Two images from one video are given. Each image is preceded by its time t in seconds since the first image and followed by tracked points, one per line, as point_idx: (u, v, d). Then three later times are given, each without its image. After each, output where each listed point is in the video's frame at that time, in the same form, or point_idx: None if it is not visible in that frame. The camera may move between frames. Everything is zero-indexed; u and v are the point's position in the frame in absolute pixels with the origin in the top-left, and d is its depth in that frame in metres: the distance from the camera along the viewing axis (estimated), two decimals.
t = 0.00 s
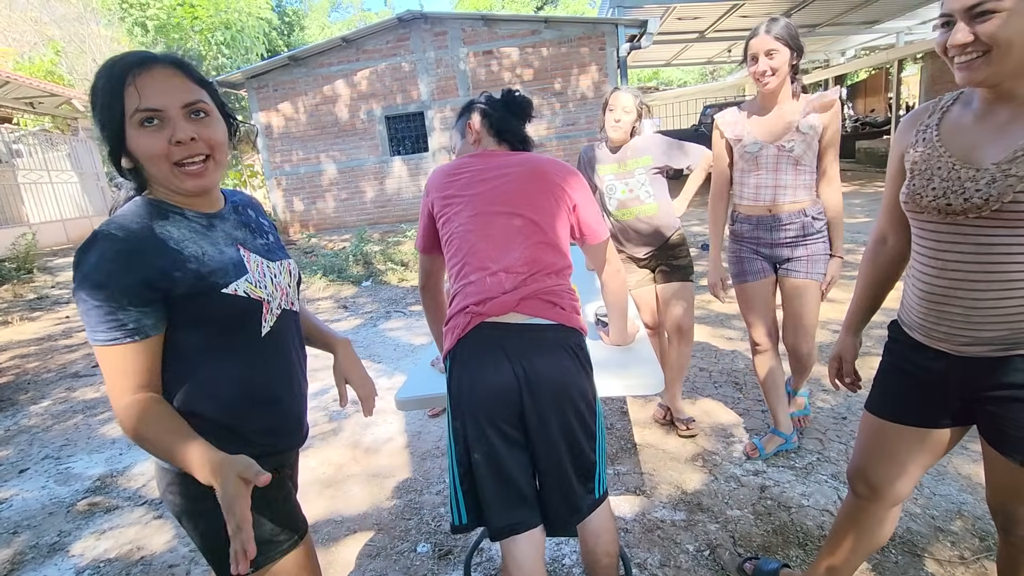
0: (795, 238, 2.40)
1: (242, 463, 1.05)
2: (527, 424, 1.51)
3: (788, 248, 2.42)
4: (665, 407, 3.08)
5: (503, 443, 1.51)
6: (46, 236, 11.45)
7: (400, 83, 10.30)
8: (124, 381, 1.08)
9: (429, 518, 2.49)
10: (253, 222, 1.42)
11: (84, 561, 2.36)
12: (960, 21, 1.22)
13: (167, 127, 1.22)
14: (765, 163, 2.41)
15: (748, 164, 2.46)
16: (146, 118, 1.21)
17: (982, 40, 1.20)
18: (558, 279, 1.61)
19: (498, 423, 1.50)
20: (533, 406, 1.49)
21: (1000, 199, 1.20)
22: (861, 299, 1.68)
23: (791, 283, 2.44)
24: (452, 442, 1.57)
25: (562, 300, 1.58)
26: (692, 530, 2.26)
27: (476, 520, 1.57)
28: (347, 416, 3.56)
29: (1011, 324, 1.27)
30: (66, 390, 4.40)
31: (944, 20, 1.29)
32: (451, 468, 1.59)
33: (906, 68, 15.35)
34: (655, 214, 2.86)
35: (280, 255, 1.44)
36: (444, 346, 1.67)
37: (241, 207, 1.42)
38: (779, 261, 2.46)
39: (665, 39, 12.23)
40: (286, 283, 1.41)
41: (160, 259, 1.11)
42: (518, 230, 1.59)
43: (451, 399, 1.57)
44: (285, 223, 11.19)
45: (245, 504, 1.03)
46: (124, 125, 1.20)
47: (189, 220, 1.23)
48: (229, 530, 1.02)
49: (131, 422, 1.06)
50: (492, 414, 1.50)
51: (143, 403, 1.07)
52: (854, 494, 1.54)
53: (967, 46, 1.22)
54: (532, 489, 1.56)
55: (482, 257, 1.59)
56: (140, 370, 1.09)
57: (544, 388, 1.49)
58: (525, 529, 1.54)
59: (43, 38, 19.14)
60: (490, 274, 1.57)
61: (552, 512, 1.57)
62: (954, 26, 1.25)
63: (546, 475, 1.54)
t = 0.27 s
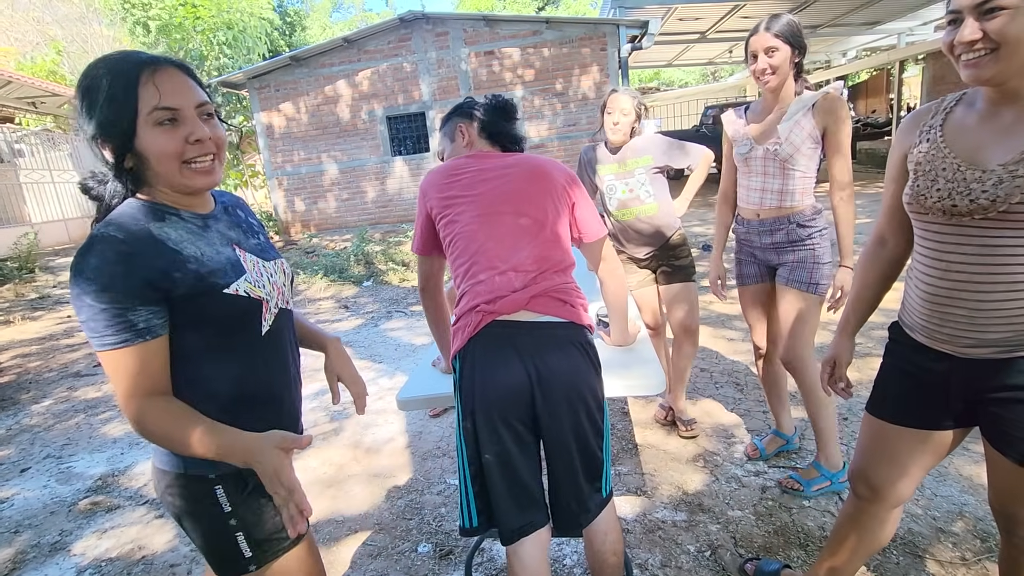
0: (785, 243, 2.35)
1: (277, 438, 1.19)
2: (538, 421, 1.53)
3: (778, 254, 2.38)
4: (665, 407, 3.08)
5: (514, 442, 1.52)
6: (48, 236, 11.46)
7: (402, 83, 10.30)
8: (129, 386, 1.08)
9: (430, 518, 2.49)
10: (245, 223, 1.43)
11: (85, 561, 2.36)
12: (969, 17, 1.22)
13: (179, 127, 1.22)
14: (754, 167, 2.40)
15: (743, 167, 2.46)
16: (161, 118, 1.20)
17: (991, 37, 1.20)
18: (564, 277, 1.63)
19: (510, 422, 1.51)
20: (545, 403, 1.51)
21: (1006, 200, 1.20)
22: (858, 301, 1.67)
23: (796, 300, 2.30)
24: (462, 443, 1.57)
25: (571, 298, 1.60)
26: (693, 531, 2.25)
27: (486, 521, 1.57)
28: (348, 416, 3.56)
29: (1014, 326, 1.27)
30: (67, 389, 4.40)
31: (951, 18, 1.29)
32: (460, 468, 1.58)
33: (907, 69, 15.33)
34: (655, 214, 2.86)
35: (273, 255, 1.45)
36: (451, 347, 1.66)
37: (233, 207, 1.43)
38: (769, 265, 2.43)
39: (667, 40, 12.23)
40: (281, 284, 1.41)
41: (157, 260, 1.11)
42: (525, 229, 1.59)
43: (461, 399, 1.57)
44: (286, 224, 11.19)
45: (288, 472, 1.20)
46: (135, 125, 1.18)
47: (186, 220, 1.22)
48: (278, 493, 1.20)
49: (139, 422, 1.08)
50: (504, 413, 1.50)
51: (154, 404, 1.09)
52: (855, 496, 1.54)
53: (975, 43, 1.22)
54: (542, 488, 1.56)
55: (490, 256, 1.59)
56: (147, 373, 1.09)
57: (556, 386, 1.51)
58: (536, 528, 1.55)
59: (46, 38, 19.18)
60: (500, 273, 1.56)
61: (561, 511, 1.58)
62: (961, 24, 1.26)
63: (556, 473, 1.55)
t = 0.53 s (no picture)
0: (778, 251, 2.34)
1: (241, 452, 1.00)
2: (541, 421, 1.53)
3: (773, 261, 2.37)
4: (665, 407, 3.08)
5: (516, 442, 1.52)
6: (49, 236, 11.48)
7: (402, 83, 10.31)
8: (141, 391, 1.06)
9: (430, 518, 2.49)
10: (244, 223, 1.44)
11: (86, 560, 2.36)
12: (970, 18, 1.22)
13: (203, 127, 1.24)
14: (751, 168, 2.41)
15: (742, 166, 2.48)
16: (189, 117, 1.21)
17: (992, 37, 1.20)
18: (568, 276, 1.64)
19: (512, 421, 1.51)
20: (548, 403, 1.51)
21: (1012, 201, 1.20)
22: (856, 302, 1.67)
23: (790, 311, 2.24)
24: (463, 442, 1.57)
25: (575, 297, 1.61)
26: (693, 531, 2.25)
27: (487, 521, 1.57)
28: (348, 416, 3.56)
29: (1018, 327, 1.28)
30: (68, 389, 4.41)
31: (951, 19, 1.29)
32: (462, 467, 1.59)
33: (908, 70, 15.32)
34: (656, 215, 2.87)
35: (273, 255, 1.46)
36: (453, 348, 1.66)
37: (232, 208, 1.44)
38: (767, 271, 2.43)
39: (667, 40, 12.23)
40: (282, 287, 1.42)
41: (170, 263, 1.10)
42: (528, 228, 1.60)
43: (463, 398, 1.57)
44: (286, 224, 11.19)
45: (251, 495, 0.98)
46: (163, 124, 1.17)
47: (191, 222, 1.22)
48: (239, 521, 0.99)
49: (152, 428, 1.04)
50: (507, 413, 1.50)
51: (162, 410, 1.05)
52: (856, 497, 1.54)
53: (976, 44, 1.22)
54: (543, 488, 1.57)
55: (495, 255, 1.59)
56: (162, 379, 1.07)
57: (559, 386, 1.51)
58: (536, 527, 1.55)
59: (47, 38, 19.21)
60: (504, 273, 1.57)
61: (562, 511, 1.58)
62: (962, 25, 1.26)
63: (558, 473, 1.56)
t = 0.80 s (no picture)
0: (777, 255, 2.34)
1: (227, 477, 0.97)
2: (544, 420, 1.54)
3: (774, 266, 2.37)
4: (666, 407, 3.08)
5: (519, 441, 1.52)
6: (50, 235, 11.50)
7: (403, 83, 10.31)
8: (135, 397, 1.05)
9: (431, 517, 2.49)
10: (247, 227, 1.44)
11: (87, 559, 2.37)
12: (969, 20, 1.22)
13: (227, 138, 1.23)
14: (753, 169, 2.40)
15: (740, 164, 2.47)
16: (216, 130, 1.20)
17: (992, 39, 1.20)
18: (571, 275, 1.65)
19: (516, 421, 1.52)
20: (551, 402, 1.51)
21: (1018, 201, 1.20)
22: (861, 302, 1.67)
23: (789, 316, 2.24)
24: (465, 442, 1.57)
25: (578, 296, 1.62)
26: (694, 530, 2.25)
27: (488, 522, 1.57)
28: (349, 416, 3.56)
29: None
30: (70, 388, 4.42)
31: (950, 20, 1.29)
32: (463, 467, 1.58)
33: (909, 69, 15.29)
34: (657, 215, 2.86)
35: (276, 258, 1.47)
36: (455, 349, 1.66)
37: (235, 210, 1.45)
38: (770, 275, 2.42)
39: (668, 40, 12.22)
40: (284, 290, 1.42)
41: (171, 268, 1.10)
42: (532, 226, 1.60)
43: (466, 397, 1.57)
44: (287, 223, 11.20)
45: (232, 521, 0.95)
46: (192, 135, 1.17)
47: (196, 226, 1.22)
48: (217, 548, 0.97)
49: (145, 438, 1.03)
50: (511, 412, 1.51)
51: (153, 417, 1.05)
52: (857, 498, 1.54)
53: (976, 46, 1.22)
54: (545, 488, 1.57)
55: (497, 254, 1.59)
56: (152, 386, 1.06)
57: (563, 385, 1.51)
58: (537, 527, 1.55)
59: (48, 38, 19.21)
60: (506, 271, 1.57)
61: (564, 511, 1.58)
62: (961, 26, 1.26)
63: (560, 473, 1.56)
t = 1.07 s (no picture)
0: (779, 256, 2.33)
1: (204, 499, 0.96)
2: (547, 420, 1.54)
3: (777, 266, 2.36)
4: (666, 407, 3.08)
5: (521, 442, 1.53)
6: (52, 235, 11.52)
7: (404, 83, 10.31)
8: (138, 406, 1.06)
9: (432, 516, 2.50)
10: (263, 232, 1.44)
11: (89, 558, 2.37)
12: (966, 23, 1.23)
13: (262, 156, 1.21)
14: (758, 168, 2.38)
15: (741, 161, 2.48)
16: (251, 146, 1.18)
17: (989, 42, 1.20)
18: (573, 275, 1.66)
19: (518, 421, 1.52)
20: (554, 401, 1.52)
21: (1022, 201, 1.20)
22: (862, 303, 1.67)
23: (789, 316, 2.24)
24: (468, 442, 1.57)
25: (580, 296, 1.62)
26: (695, 529, 2.26)
27: (490, 522, 1.57)
28: (351, 415, 3.57)
29: None
30: (71, 387, 4.43)
31: (950, 23, 1.29)
32: (466, 467, 1.58)
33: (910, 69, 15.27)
34: (659, 215, 2.87)
35: (289, 266, 1.47)
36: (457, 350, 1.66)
37: (254, 216, 1.44)
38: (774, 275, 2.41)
39: (670, 39, 12.21)
40: (293, 296, 1.42)
41: (180, 279, 1.09)
42: (533, 226, 1.60)
43: (468, 398, 1.57)
44: (288, 223, 11.21)
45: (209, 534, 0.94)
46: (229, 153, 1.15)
47: (213, 234, 1.21)
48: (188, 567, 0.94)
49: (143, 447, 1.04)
50: (513, 412, 1.51)
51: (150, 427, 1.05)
52: (858, 498, 1.54)
53: (975, 49, 1.23)
54: (546, 489, 1.57)
55: (499, 252, 1.59)
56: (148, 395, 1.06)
57: (566, 385, 1.52)
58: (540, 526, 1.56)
59: (49, 37, 19.22)
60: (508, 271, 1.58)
61: (566, 511, 1.59)
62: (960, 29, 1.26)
63: (562, 473, 1.56)
